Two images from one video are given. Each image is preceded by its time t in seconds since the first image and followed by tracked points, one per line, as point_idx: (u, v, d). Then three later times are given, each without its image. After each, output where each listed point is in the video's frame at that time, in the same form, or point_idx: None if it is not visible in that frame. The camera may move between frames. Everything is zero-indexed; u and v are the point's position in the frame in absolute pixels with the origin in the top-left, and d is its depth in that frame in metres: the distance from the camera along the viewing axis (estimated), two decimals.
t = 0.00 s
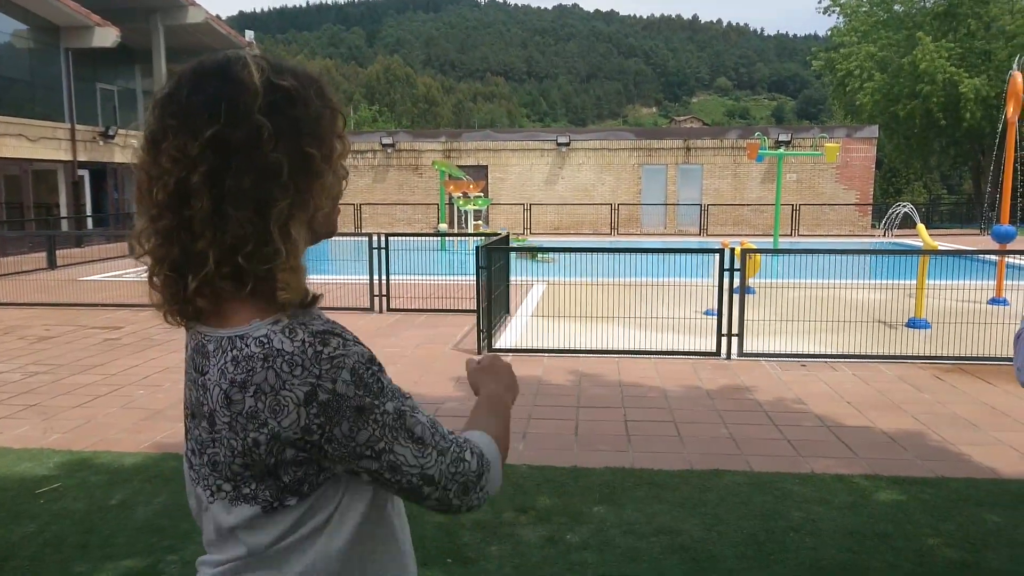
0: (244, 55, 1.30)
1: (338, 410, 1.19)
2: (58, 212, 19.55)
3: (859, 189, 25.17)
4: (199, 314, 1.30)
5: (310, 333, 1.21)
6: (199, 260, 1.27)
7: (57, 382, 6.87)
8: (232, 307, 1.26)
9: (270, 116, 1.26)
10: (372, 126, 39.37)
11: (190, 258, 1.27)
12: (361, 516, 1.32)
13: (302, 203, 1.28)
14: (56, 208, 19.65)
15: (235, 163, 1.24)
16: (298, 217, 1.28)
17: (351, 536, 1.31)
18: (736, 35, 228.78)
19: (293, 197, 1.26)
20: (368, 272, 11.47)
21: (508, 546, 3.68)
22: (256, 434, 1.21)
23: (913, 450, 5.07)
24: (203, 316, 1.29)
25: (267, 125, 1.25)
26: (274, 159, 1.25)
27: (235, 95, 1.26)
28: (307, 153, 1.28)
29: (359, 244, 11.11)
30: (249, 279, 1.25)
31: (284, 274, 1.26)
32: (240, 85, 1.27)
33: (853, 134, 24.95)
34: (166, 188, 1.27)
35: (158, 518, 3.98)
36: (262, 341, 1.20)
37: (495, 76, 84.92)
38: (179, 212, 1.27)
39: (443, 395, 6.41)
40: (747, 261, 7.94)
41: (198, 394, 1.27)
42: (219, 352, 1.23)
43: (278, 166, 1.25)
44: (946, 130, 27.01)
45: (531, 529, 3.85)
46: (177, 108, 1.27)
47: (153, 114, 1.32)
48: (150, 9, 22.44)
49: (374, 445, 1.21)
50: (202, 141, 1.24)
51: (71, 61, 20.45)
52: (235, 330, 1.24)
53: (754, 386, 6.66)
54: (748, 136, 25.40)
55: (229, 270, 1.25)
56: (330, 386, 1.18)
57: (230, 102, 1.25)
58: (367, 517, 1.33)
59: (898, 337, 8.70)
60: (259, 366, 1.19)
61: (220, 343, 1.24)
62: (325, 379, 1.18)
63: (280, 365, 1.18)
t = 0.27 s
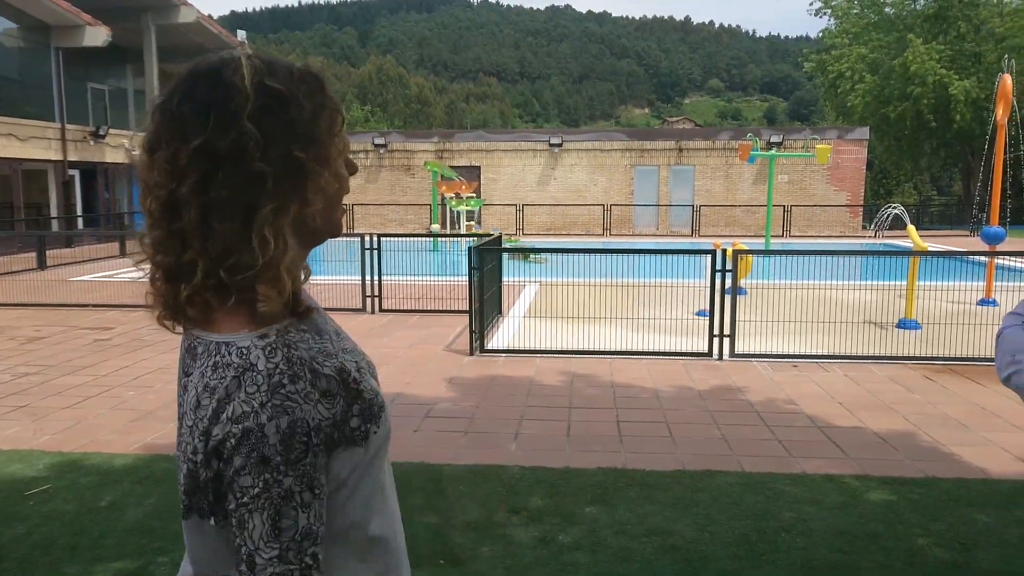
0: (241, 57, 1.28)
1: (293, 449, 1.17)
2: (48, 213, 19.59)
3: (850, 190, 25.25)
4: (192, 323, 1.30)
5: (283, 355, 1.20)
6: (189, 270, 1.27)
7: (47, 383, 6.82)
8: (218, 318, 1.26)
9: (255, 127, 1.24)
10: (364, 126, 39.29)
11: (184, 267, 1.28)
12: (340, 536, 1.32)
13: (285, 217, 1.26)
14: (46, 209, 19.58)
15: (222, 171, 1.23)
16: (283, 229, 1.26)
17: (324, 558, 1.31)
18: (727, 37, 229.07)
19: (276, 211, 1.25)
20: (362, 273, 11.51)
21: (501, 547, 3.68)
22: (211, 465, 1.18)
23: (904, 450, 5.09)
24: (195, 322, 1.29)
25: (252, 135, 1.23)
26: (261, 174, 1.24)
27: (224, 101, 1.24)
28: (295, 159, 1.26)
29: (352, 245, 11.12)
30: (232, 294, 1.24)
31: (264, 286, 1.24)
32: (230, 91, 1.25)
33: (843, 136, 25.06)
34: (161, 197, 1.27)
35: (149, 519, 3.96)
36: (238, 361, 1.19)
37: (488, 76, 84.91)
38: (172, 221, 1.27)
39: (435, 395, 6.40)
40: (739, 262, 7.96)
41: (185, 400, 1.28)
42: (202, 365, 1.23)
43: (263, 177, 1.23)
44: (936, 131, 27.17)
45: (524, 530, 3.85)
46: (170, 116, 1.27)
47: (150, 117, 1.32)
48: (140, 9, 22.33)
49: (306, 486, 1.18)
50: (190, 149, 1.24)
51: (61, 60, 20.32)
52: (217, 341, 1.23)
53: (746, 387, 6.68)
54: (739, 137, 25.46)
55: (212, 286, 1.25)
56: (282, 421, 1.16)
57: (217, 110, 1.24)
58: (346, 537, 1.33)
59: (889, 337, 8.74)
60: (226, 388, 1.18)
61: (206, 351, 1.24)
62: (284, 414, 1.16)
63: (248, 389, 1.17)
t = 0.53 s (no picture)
0: (251, 59, 1.30)
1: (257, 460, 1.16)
2: (41, 214, 19.48)
3: (843, 192, 25.33)
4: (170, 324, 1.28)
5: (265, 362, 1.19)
6: (172, 267, 1.26)
7: (39, 385, 6.79)
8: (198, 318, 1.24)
9: (256, 132, 1.25)
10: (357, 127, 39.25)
11: (168, 263, 1.27)
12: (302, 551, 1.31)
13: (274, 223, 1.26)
14: (38, 210, 19.52)
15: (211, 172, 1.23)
16: (273, 235, 1.26)
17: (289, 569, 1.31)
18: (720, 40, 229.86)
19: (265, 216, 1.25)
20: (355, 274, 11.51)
21: (495, 548, 3.68)
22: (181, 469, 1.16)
23: (897, 451, 5.11)
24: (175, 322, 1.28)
25: (252, 138, 1.24)
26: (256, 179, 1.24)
27: (227, 102, 1.25)
28: (290, 165, 1.27)
29: (345, 246, 11.12)
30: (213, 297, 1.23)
31: (251, 293, 1.23)
32: (234, 92, 1.26)
33: (837, 138, 25.15)
34: (153, 193, 1.27)
35: (142, 522, 3.95)
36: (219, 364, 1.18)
37: (482, 78, 84.92)
38: (160, 217, 1.26)
39: (429, 397, 6.40)
40: (733, 263, 7.97)
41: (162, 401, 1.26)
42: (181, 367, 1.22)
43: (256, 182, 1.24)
44: (929, 133, 27.29)
45: (518, 532, 3.85)
46: (171, 114, 1.26)
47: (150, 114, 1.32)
48: (134, 9, 22.26)
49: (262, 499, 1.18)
50: (187, 146, 1.23)
51: (54, 60, 20.26)
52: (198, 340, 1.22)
53: (740, 388, 6.70)
54: (733, 139, 25.50)
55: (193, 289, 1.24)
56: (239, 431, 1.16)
57: (215, 112, 1.24)
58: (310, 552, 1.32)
59: (881, 339, 8.78)
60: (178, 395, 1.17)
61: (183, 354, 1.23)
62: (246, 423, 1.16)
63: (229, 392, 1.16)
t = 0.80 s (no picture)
0: (247, 63, 1.30)
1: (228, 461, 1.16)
2: (37, 217, 19.48)
3: (840, 196, 25.37)
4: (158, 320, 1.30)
5: (243, 366, 1.19)
6: (154, 264, 1.27)
7: (34, 389, 6.77)
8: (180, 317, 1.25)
9: (243, 135, 1.24)
10: (353, 130, 39.20)
11: (150, 259, 1.28)
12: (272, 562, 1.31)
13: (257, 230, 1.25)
14: (34, 213, 19.51)
15: (197, 172, 1.23)
16: (253, 241, 1.25)
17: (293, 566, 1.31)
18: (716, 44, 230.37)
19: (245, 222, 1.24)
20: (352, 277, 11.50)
21: (491, 552, 3.68)
22: (211, 458, 1.17)
23: (894, 454, 5.11)
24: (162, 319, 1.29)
25: (238, 141, 1.24)
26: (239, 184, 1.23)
27: (219, 102, 1.25)
28: (276, 172, 1.26)
29: (342, 249, 11.10)
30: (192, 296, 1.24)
31: (227, 295, 1.22)
32: (226, 94, 1.26)
33: (833, 142, 25.19)
34: (140, 188, 1.27)
35: (138, 526, 3.93)
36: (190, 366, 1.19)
37: (479, 80, 84.95)
38: (144, 213, 1.27)
39: (425, 401, 6.39)
40: (729, 267, 7.97)
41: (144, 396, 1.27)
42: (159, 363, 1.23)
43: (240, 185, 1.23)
44: (925, 136, 27.36)
45: (515, 535, 3.85)
46: (162, 111, 1.27)
47: (142, 115, 1.33)
48: (131, 12, 22.25)
49: (304, 469, 1.20)
50: (176, 145, 1.24)
51: (51, 63, 20.24)
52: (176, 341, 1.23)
53: (737, 391, 6.70)
54: (730, 143, 25.53)
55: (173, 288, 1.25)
56: (224, 434, 1.15)
57: (205, 112, 1.24)
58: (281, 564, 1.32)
59: (877, 342, 8.80)
60: (176, 392, 1.18)
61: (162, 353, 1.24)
62: (221, 427, 1.16)
63: (201, 394, 1.17)
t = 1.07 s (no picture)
0: (248, 71, 1.30)
1: (340, 382, 1.19)
2: (34, 220, 19.48)
3: (838, 199, 25.40)
4: (174, 330, 1.29)
5: (308, 328, 1.23)
6: (172, 276, 1.27)
7: (32, 393, 6.75)
8: (197, 324, 1.26)
9: (266, 132, 1.26)
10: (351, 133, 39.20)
11: (162, 271, 1.28)
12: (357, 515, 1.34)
13: (299, 203, 1.29)
14: (31, 216, 19.51)
15: (221, 177, 1.24)
16: (272, 248, 1.27)
17: (373, 512, 1.37)
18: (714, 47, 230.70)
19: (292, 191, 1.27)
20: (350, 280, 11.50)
21: (491, 555, 3.67)
22: (322, 368, 1.19)
23: (892, 456, 5.12)
24: (175, 330, 1.29)
25: (269, 140, 1.26)
26: (280, 169, 1.26)
27: (234, 115, 1.26)
28: (292, 185, 1.27)
29: (340, 252, 11.07)
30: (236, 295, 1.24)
31: (256, 307, 1.24)
32: (234, 108, 1.26)
33: (831, 144, 25.23)
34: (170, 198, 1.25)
35: (136, 530, 3.93)
36: (255, 344, 1.21)
37: (477, 83, 85.00)
38: (160, 229, 1.27)
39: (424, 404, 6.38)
40: (728, 269, 7.97)
41: (185, 408, 1.26)
42: (202, 366, 1.23)
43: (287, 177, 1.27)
44: (922, 139, 27.40)
45: (514, 538, 3.85)
46: (180, 121, 1.27)
47: (138, 125, 1.32)
48: (129, 15, 22.26)
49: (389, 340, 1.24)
50: (217, 154, 1.24)
51: (48, 66, 20.25)
52: (217, 340, 1.23)
53: (736, 394, 6.70)
54: (728, 145, 25.55)
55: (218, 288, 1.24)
56: (325, 361, 1.19)
57: (216, 123, 1.25)
58: (365, 516, 1.35)
59: (876, 343, 8.79)
60: (247, 369, 1.19)
61: (204, 356, 1.23)
62: (318, 358, 1.19)
63: (278, 361, 1.19)
